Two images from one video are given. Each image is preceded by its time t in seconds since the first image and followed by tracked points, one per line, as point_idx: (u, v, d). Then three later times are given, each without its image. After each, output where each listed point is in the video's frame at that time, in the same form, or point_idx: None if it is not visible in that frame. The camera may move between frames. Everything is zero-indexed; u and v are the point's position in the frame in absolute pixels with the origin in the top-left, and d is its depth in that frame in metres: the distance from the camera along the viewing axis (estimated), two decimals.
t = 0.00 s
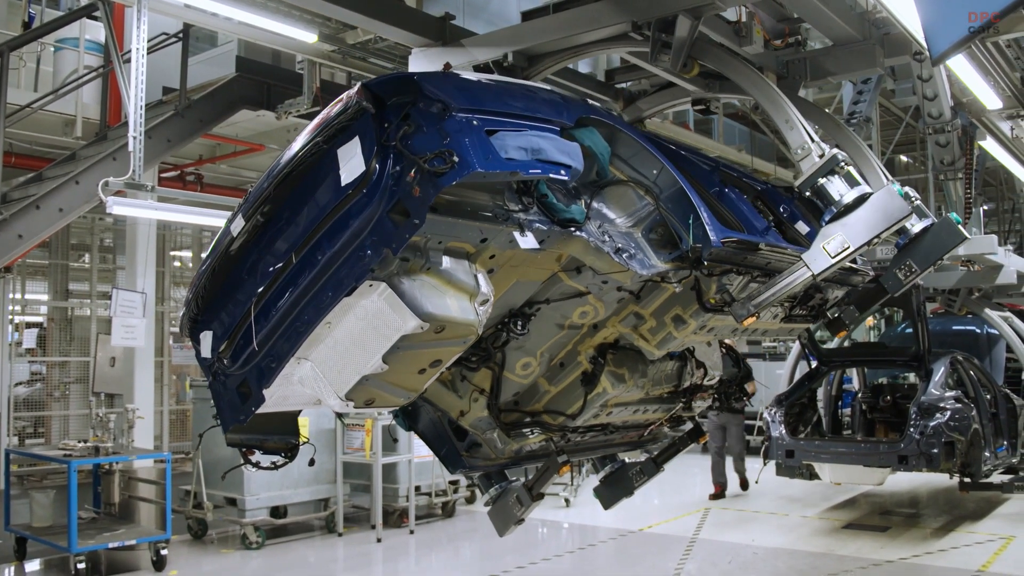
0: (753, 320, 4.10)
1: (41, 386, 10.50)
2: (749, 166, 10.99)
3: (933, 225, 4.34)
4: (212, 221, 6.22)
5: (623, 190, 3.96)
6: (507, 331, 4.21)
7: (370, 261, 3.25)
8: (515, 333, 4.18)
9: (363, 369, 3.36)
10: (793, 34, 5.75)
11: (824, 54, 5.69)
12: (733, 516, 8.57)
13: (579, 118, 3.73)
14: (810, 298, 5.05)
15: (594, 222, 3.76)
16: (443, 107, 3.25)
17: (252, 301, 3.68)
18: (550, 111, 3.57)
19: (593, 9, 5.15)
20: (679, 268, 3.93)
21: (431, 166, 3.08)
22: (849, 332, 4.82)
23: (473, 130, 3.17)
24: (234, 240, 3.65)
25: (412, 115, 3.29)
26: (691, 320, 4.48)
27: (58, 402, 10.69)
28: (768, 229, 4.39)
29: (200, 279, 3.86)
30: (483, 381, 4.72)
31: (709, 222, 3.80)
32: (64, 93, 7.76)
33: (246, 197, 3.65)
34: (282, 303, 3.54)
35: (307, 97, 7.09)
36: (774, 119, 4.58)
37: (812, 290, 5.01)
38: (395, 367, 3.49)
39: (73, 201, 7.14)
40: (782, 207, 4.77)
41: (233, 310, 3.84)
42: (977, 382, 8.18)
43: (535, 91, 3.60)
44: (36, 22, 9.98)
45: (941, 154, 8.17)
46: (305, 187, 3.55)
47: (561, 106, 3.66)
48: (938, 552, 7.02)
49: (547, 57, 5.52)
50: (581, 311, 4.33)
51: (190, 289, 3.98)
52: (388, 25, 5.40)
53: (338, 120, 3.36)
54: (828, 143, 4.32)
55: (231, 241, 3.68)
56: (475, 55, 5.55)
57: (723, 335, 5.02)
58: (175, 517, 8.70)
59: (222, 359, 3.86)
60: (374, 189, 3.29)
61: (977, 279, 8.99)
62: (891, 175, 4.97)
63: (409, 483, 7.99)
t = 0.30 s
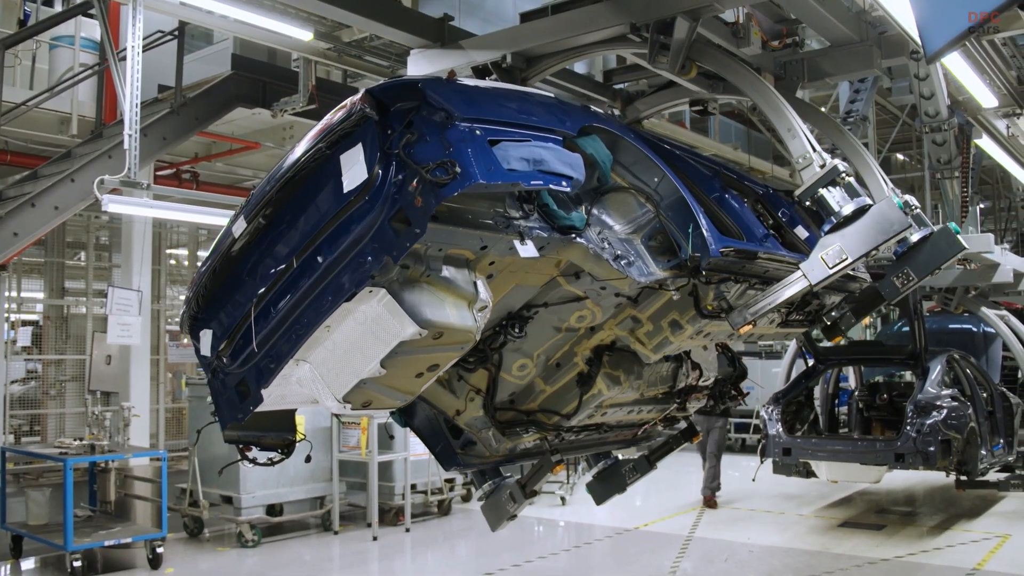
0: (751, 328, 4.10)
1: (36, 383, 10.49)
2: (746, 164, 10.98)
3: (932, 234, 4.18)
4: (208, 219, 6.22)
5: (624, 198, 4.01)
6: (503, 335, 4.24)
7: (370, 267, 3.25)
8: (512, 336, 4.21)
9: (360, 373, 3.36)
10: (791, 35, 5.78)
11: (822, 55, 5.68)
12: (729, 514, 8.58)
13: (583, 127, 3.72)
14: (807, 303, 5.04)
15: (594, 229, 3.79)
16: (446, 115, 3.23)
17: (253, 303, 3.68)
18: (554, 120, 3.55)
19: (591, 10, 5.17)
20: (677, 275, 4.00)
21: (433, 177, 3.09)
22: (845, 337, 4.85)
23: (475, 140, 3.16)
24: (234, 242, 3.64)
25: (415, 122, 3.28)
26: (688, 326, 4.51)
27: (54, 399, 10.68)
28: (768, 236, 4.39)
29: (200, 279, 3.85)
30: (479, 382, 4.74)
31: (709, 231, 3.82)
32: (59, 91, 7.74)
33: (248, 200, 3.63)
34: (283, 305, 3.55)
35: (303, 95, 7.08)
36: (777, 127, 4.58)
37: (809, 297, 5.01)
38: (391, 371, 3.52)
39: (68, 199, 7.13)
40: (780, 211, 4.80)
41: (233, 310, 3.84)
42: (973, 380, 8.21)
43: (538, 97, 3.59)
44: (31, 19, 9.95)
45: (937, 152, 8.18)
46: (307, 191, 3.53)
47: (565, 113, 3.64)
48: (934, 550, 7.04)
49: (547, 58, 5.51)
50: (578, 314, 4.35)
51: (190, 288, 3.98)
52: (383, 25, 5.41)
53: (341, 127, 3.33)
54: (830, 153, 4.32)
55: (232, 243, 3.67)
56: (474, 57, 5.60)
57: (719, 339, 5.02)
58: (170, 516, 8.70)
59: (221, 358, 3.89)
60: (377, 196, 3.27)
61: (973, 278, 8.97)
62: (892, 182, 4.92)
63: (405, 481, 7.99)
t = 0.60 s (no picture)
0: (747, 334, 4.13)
1: (33, 382, 10.49)
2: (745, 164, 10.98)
3: (931, 241, 4.12)
4: (206, 218, 6.22)
5: (624, 203, 3.99)
6: (502, 336, 4.25)
7: (371, 273, 3.29)
8: (510, 338, 4.23)
9: (359, 377, 3.40)
10: (790, 37, 5.86)
11: (821, 57, 5.67)
12: (726, 513, 8.59)
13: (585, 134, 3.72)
14: (804, 309, 5.03)
15: (594, 234, 3.75)
16: (449, 122, 3.23)
17: (254, 304, 3.70)
18: (556, 128, 3.56)
19: (590, 11, 5.15)
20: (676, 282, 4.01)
21: (435, 186, 3.09)
22: (842, 342, 4.85)
23: (478, 148, 3.16)
24: (237, 244, 3.63)
25: (419, 129, 3.28)
26: (685, 331, 4.50)
27: (51, 398, 10.70)
28: (767, 243, 4.39)
29: (202, 278, 3.84)
30: (477, 383, 4.75)
31: (708, 240, 3.87)
32: (57, 89, 7.73)
33: (250, 202, 3.63)
34: (283, 308, 3.58)
35: (300, 94, 7.07)
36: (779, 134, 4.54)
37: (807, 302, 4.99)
38: (392, 374, 3.55)
39: (66, 198, 7.13)
40: (782, 214, 4.82)
41: (234, 310, 3.85)
42: (971, 379, 8.22)
43: (542, 105, 3.61)
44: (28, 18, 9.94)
45: (935, 152, 8.24)
46: (310, 194, 3.53)
47: (567, 122, 3.64)
48: (931, 549, 7.04)
49: (547, 60, 5.51)
50: (577, 318, 4.34)
51: (190, 287, 3.97)
52: (380, 25, 5.40)
53: (344, 132, 3.33)
54: (831, 162, 4.27)
55: (234, 244, 3.66)
56: (474, 58, 5.57)
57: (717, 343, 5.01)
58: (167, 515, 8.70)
59: (221, 357, 3.90)
60: (379, 202, 3.28)
61: (970, 277, 8.97)
62: (895, 193, 4.77)
63: (402, 480, 7.99)
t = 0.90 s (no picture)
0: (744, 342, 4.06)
1: (29, 381, 10.48)
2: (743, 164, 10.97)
3: (931, 251, 4.14)
4: (203, 217, 6.22)
5: (626, 211, 4.00)
6: (501, 339, 4.27)
7: (372, 280, 3.34)
8: (508, 341, 4.26)
9: (359, 381, 3.49)
10: (790, 40, 5.74)
11: (819, 59, 5.67)
12: (723, 512, 8.59)
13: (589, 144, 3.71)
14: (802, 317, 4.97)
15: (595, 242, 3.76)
16: (454, 132, 3.29)
17: (256, 306, 3.77)
18: (560, 139, 3.55)
19: (590, 14, 5.14)
20: (675, 291, 4.00)
21: (439, 197, 3.12)
22: (836, 348, 4.90)
23: (482, 160, 3.18)
24: (241, 246, 3.71)
25: (424, 139, 3.35)
26: (683, 337, 4.51)
27: (48, 397, 10.69)
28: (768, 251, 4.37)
29: (204, 277, 3.90)
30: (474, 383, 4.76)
31: (709, 250, 3.85)
32: (53, 88, 7.72)
33: (255, 204, 3.71)
34: (284, 311, 3.64)
35: (298, 92, 7.06)
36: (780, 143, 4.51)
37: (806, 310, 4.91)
38: (392, 380, 3.59)
39: (63, 196, 7.11)
40: (782, 220, 4.80)
41: (235, 310, 3.92)
42: (968, 378, 8.24)
43: (545, 116, 3.61)
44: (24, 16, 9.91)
45: (933, 152, 8.17)
46: (314, 200, 3.61)
47: (570, 132, 3.64)
48: (927, 548, 7.06)
49: (549, 62, 5.52)
50: (575, 323, 4.34)
51: (192, 286, 4.02)
52: (378, 25, 5.39)
53: (349, 141, 3.42)
54: (834, 173, 4.25)
55: (238, 246, 3.74)
56: (474, 61, 5.61)
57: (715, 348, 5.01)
58: (164, 513, 8.70)
59: (222, 356, 3.96)
60: (382, 210, 3.35)
61: (968, 276, 8.99)
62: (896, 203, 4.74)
63: (399, 479, 7.99)
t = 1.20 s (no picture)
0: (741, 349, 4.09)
1: (27, 380, 10.47)
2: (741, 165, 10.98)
3: (930, 258, 4.06)
4: (201, 216, 6.24)
5: (627, 218, 4.00)
6: (499, 342, 4.29)
7: (374, 285, 3.34)
8: (507, 343, 4.27)
9: (359, 384, 3.53)
10: (787, 41, 6.00)
11: (818, 61, 5.69)
12: (720, 512, 8.60)
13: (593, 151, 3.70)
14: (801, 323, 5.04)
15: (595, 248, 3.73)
16: (458, 140, 3.28)
17: (257, 308, 3.78)
18: (564, 147, 3.54)
19: (590, 16, 5.16)
20: (674, 298, 4.04)
21: (442, 206, 3.12)
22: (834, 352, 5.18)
23: (485, 168, 3.19)
24: (242, 248, 3.70)
25: (427, 145, 3.34)
26: (681, 341, 4.56)
27: (45, 396, 10.69)
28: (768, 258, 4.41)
29: (205, 277, 3.90)
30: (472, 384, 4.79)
31: (709, 258, 3.89)
32: (51, 87, 7.71)
33: (257, 206, 3.69)
34: (286, 313, 3.65)
35: (295, 91, 7.07)
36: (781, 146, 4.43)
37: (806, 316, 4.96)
38: (390, 383, 3.65)
39: (60, 195, 7.10)
40: (782, 224, 4.91)
41: (235, 310, 3.93)
42: (965, 378, 8.25)
43: (547, 123, 3.60)
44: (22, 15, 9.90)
45: (930, 152, 8.23)
46: (317, 203, 3.60)
47: (576, 138, 3.63)
48: (924, 547, 7.06)
49: (549, 64, 5.54)
50: (574, 326, 4.35)
51: (194, 284, 4.03)
52: (375, 24, 5.40)
53: (353, 146, 3.39)
54: (836, 182, 4.16)
55: (240, 248, 3.72)
56: (473, 63, 5.61)
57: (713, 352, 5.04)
58: (162, 513, 8.69)
59: (223, 355, 3.99)
60: (386, 216, 3.35)
61: (966, 276, 9.01)
62: (898, 211, 4.65)
63: (397, 478, 8.00)
